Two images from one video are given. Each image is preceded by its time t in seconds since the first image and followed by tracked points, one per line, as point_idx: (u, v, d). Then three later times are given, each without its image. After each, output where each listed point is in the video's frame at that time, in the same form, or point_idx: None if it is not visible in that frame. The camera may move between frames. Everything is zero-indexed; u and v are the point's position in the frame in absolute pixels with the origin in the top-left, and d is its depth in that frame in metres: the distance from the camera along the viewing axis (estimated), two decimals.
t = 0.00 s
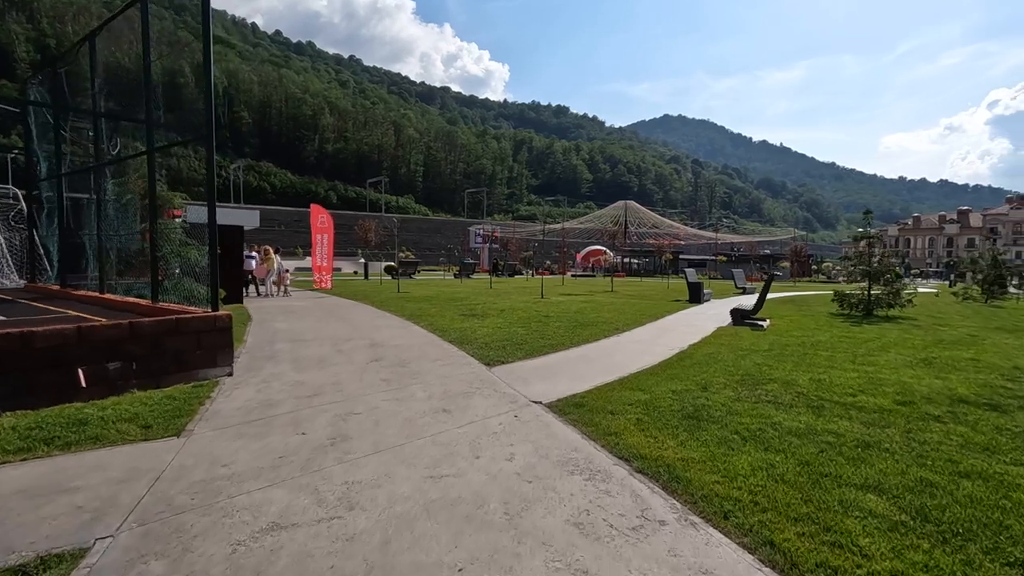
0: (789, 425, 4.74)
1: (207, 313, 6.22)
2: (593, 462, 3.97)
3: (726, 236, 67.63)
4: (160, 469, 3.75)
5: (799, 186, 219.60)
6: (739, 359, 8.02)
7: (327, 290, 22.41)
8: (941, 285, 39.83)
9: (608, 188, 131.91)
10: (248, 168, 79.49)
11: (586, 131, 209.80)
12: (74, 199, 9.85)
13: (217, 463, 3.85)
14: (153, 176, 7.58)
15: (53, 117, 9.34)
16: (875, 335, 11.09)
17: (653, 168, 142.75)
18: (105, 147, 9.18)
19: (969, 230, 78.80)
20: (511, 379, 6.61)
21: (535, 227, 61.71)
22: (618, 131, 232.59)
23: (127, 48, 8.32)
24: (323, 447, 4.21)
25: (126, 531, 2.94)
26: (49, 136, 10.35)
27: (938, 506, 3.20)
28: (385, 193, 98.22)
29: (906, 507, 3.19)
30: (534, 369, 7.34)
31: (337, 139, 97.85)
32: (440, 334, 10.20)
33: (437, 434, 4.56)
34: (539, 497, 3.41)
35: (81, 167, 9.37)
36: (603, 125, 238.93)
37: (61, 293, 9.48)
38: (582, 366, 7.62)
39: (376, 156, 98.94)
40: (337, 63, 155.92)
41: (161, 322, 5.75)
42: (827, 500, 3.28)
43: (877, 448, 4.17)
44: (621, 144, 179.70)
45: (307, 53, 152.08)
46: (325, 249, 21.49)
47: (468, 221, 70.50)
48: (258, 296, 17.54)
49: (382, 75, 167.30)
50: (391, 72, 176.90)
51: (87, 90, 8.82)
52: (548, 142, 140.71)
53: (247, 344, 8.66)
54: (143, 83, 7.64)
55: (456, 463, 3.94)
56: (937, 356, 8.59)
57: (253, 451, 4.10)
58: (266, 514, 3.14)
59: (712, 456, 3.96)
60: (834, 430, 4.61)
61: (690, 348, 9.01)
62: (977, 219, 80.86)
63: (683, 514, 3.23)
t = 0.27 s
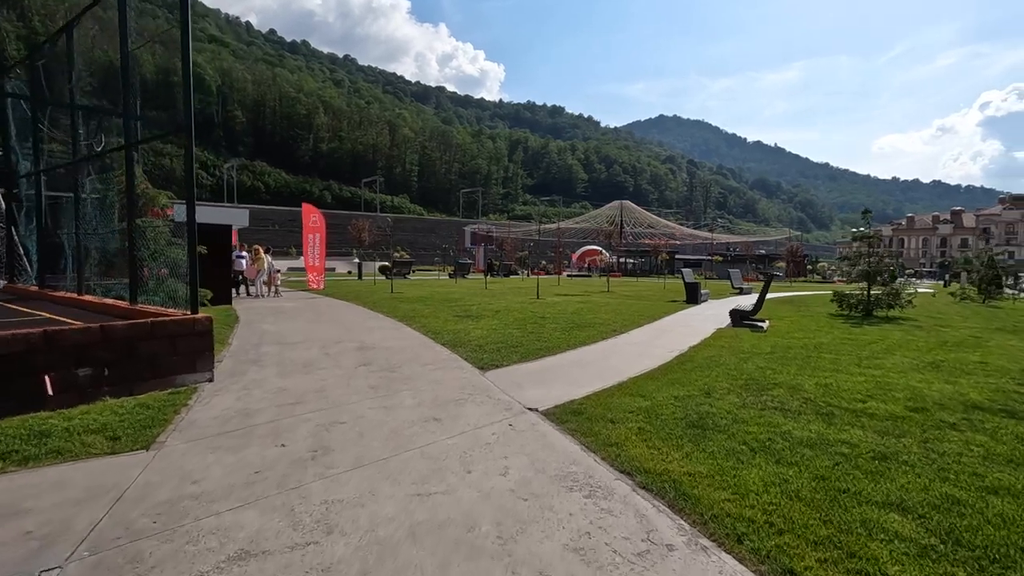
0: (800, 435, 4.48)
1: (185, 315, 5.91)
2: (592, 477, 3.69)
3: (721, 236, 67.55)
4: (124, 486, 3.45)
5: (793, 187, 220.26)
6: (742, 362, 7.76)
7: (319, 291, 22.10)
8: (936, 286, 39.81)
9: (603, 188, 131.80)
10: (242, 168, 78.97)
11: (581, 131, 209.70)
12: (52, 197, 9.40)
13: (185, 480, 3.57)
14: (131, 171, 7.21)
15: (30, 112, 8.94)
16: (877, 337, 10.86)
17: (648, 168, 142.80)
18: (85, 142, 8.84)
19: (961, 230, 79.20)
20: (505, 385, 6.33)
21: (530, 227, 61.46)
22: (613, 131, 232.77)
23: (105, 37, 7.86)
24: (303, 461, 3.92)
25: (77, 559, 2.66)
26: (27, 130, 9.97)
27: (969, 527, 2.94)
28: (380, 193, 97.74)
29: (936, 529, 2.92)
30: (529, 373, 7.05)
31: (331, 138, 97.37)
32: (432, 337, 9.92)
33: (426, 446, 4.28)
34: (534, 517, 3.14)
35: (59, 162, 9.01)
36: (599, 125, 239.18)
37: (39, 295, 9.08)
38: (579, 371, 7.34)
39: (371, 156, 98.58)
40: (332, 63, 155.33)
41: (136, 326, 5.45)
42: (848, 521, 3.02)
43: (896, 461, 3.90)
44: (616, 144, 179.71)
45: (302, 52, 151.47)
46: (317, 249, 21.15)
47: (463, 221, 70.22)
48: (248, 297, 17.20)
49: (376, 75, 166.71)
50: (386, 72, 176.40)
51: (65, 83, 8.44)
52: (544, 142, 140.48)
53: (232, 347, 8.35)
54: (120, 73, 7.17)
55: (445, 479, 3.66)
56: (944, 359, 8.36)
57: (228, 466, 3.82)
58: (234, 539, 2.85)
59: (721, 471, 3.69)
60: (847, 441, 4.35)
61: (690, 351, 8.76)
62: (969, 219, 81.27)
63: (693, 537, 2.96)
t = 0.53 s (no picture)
0: (817, 445, 4.20)
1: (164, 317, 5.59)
2: (599, 494, 3.40)
3: (719, 235, 67.39)
4: (87, 506, 3.16)
5: (790, 186, 220.52)
6: (748, 365, 7.49)
7: (314, 289, 21.80)
8: (934, 284, 39.69)
9: (600, 187, 131.56)
10: (237, 166, 78.46)
11: (578, 130, 209.48)
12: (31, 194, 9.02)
13: (155, 498, 3.27)
14: (110, 165, 6.85)
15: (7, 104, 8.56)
16: (883, 337, 10.63)
17: (645, 167, 142.71)
18: (64, 135, 8.48)
19: (957, 229, 79.29)
20: (503, 390, 6.02)
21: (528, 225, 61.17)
22: (610, 130, 232.68)
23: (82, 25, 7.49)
24: (285, 477, 3.59)
25: None
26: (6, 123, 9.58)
27: (1015, 553, 2.67)
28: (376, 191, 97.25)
29: (980, 555, 2.65)
30: (530, 376, 6.75)
31: (327, 136, 96.84)
32: (428, 337, 9.63)
33: (419, 458, 3.96)
34: (537, 542, 2.84)
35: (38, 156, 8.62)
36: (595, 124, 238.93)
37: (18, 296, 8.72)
38: (581, 373, 7.04)
39: (367, 154, 98.08)
40: (329, 61, 154.79)
41: (112, 328, 5.14)
42: (883, 546, 2.75)
43: (925, 474, 3.63)
44: (613, 143, 179.62)
45: (297, 49, 150.69)
46: (311, 247, 20.82)
47: (460, 219, 69.87)
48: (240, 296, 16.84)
49: (373, 73, 166.06)
50: (382, 70, 175.72)
51: (42, 74, 8.07)
52: (540, 140, 140.17)
53: (219, 348, 8.03)
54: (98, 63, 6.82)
55: (439, 496, 3.36)
56: (955, 360, 8.10)
57: (204, 481, 3.53)
58: (202, 568, 2.56)
59: (738, 486, 3.41)
60: (870, 451, 4.07)
61: (692, 353, 8.49)
62: (965, 218, 81.36)
63: (712, 564, 2.69)
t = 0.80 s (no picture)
0: (841, 460, 3.90)
1: (140, 321, 5.25)
2: (608, 520, 3.09)
3: (716, 233, 67.14)
4: (39, 538, 2.84)
5: (786, 184, 220.56)
6: (757, 368, 7.19)
7: (308, 288, 21.48)
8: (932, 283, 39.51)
9: (596, 184, 131.19)
10: (231, 163, 77.87)
11: (574, 127, 209.00)
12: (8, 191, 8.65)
13: (116, 526, 2.96)
14: (85, 160, 6.47)
15: None
16: (890, 338, 10.36)
17: (641, 165, 142.44)
18: (39, 129, 8.10)
19: (952, 227, 79.24)
20: (501, 397, 5.70)
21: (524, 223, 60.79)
22: (607, 128, 232.36)
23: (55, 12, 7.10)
24: (261, 500, 3.27)
25: None
26: None
27: None
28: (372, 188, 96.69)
29: None
30: (530, 381, 6.44)
31: (323, 133, 96.27)
32: (423, 339, 9.33)
33: (410, 477, 3.64)
34: None
35: (12, 151, 8.23)
36: (592, 122, 238.54)
37: None
38: (582, 378, 6.73)
39: (363, 152, 97.52)
40: (324, 58, 153.88)
41: (82, 333, 4.81)
42: None
43: (964, 497, 3.33)
44: (609, 141, 179.26)
45: (293, 46, 149.84)
46: (304, 245, 20.47)
47: (456, 217, 69.44)
48: (231, 295, 16.48)
49: (368, 71, 165.21)
50: (378, 67, 174.82)
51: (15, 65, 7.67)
52: (537, 138, 139.69)
53: (204, 351, 7.69)
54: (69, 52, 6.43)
55: (430, 524, 3.03)
56: (968, 363, 7.82)
57: (173, 504, 3.21)
58: None
59: (763, 512, 3.10)
60: (898, 468, 3.77)
61: (696, 356, 8.19)
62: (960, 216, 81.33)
63: None
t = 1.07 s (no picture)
0: (860, 472, 3.62)
1: (109, 323, 4.92)
2: (609, 542, 2.81)
3: (711, 230, 67.11)
4: None
5: (780, 182, 221.20)
6: (760, 370, 6.92)
7: (300, 286, 21.14)
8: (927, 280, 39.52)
9: (592, 182, 131.12)
10: (225, 160, 77.29)
11: (570, 125, 208.86)
12: None
13: (63, 554, 2.65)
14: (53, 153, 6.10)
15: None
16: (894, 337, 10.12)
17: (636, 163, 142.49)
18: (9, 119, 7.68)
19: (946, 225, 79.51)
20: (495, 401, 5.41)
21: (520, 221, 60.56)
22: (602, 125, 232.36)
23: None
24: (228, 522, 2.97)
25: None
26: None
27: None
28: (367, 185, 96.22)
29: None
30: (524, 385, 6.14)
31: (317, 130, 95.68)
32: (414, 339, 9.06)
33: (395, 494, 3.34)
34: None
35: None
36: (588, 119, 238.26)
37: None
38: (580, 380, 6.44)
39: (357, 149, 96.96)
40: (318, 54, 153.38)
41: (47, 336, 4.50)
42: None
43: (996, 513, 3.07)
44: (605, 138, 179.24)
45: (287, 42, 148.91)
46: (296, 242, 20.13)
47: (451, 214, 69.09)
48: (220, 293, 16.14)
49: (363, 67, 164.67)
50: (373, 64, 174.27)
51: None
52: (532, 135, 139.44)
53: (184, 353, 7.36)
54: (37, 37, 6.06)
55: (414, 550, 2.75)
56: (976, 364, 7.58)
57: (128, 528, 2.90)
58: None
59: (780, 534, 2.82)
60: (924, 481, 3.50)
61: (697, 356, 7.92)
62: (953, 213, 81.66)
63: None
